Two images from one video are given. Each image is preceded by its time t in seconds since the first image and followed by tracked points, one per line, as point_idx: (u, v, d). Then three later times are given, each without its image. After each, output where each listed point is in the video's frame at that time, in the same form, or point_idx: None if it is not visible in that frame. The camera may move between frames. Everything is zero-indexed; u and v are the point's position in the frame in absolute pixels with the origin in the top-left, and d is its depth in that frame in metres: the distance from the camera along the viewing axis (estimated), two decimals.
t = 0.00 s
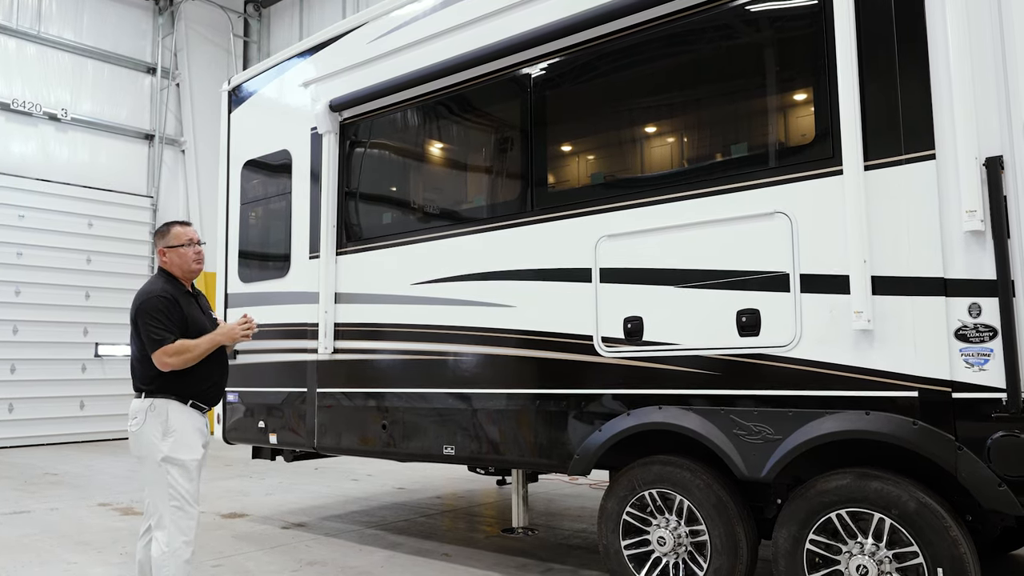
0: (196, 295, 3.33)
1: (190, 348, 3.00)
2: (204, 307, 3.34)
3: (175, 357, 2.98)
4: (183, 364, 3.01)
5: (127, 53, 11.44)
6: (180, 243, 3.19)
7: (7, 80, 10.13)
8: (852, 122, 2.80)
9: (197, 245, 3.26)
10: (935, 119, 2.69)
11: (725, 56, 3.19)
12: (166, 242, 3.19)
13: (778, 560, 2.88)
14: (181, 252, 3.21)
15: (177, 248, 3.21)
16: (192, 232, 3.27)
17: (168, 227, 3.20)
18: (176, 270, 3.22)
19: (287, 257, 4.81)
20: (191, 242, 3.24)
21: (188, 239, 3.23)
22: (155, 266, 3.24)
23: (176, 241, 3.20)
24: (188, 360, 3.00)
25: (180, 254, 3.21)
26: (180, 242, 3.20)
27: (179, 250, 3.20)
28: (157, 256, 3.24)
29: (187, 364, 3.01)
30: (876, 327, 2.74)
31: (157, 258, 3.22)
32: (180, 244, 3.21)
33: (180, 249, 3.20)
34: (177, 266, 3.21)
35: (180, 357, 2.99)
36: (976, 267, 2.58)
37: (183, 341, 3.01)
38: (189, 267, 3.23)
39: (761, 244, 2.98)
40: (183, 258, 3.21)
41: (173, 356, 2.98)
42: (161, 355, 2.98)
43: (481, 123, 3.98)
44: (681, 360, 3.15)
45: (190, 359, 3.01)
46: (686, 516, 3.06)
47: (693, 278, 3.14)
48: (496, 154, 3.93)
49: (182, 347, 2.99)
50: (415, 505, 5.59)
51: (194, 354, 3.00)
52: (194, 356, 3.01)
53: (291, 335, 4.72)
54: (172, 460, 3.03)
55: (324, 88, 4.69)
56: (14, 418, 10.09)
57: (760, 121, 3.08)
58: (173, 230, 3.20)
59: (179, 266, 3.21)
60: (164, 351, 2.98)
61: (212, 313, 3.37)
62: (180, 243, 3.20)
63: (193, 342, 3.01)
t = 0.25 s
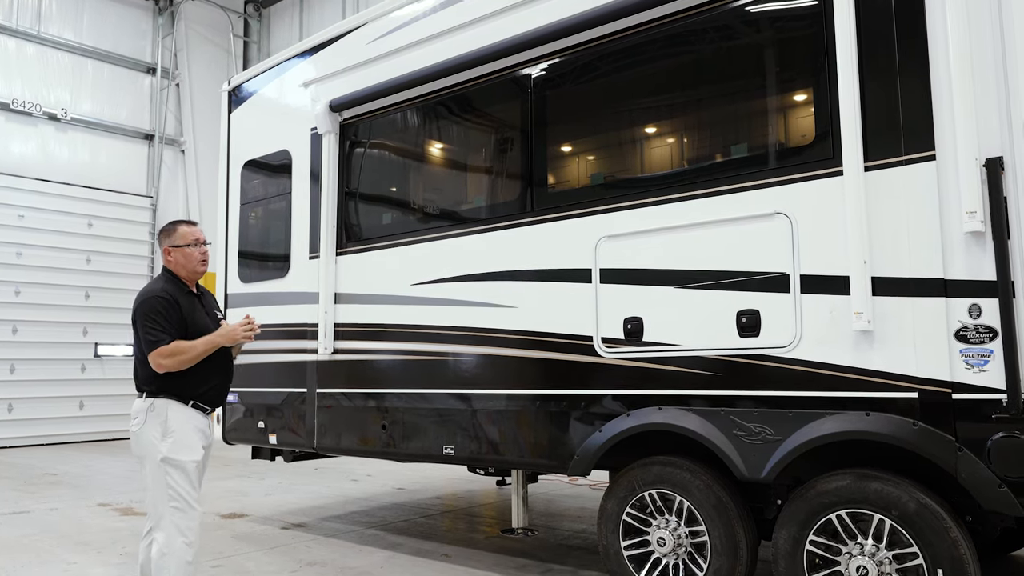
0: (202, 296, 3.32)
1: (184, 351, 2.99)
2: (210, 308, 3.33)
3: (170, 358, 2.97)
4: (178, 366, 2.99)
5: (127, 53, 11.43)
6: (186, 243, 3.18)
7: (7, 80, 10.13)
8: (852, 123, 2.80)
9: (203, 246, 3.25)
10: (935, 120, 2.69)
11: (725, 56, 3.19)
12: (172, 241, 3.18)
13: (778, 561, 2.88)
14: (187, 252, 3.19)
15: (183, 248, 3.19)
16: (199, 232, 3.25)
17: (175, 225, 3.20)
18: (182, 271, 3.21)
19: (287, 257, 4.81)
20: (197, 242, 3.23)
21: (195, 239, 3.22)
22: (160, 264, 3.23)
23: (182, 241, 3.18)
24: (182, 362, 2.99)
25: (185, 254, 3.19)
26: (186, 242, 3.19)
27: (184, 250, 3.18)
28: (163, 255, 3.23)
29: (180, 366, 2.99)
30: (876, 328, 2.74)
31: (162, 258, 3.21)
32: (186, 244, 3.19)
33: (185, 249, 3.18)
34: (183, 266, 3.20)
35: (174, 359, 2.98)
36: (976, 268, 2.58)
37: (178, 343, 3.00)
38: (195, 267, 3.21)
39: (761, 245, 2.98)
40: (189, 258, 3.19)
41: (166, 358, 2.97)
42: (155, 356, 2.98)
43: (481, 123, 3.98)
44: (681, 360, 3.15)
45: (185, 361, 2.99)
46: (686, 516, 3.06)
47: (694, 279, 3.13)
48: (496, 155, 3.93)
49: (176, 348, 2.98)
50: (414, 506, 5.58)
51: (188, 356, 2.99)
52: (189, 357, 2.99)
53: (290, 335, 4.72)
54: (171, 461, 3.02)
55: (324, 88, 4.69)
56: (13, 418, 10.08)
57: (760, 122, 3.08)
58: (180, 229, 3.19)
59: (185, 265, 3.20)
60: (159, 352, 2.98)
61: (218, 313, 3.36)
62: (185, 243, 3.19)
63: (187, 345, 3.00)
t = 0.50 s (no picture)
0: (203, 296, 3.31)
1: (185, 352, 2.97)
2: (212, 307, 3.32)
3: (170, 361, 2.96)
4: (178, 368, 2.97)
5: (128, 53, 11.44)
6: (186, 242, 3.18)
7: (7, 80, 10.13)
8: (852, 124, 2.81)
9: (203, 245, 3.25)
10: (934, 121, 2.69)
11: (725, 57, 3.19)
12: (172, 241, 3.17)
13: (778, 562, 2.88)
14: (187, 252, 3.19)
15: (183, 247, 3.19)
16: (198, 232, 3.25)
17: (175, 225, 3.18)
18: (183, 271, 3.21)
19: (287, 258, 4.81)
20: (197, 242, 3.23)
21: (195, 239, 3.22)
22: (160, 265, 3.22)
23: (182, 240, 3.18)
24: (183, 364, 2.97)
25: (185, 254, 3.19)
26: (186, 242, 3.19)
27: (184, 250, 3.18)
28: (163, 256, 3.22)
29: (180, 368, 2.97)
30: (876, 328, 2.74)
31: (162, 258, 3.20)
32: (186, 243, 3.19)
33: (185, 249, 3.18)
34: (184, 266, 3.19)
35: (175, 361, 2.96)
36: (976, 268, 2.58)
37: (179, 344, 2.98)
38: (194, 266, 3.21)
39: (761, 245, 2.98)
40: (189, 258, 3.19)
41: (167, 360, 2.96)
42: (156, 359, 2.96)
43: (481, 124, 3.98)
44: (681, 361, 3.15)
45: (187, 363, 2.98)
46: (686, 517, 3.05)
47: (693, 279, 3.13)
48: (496, 155, 3.93)
49: (175, 351, 2.96)
50: (414, 506, 5.58)
51: (190, 356, 2.97)
52: (190, 359, 2.97)
53: (290, 336, 4.71)
54: (181, 462, 3.01)
55: (324, 88, 4.69)
56: (13, 418, 10.08)
57: (759, 122, 3.08)
58: (179, 229, 3.18)
59: (186, 265, 3.19)
60: (159, 355, 2.96)
61: (221, 313, 3.36)
62: (185, 242, 3.18)
63: (188, 346, 2.98)
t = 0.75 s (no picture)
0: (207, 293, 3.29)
1: (194, 352, 2.95)
2: (216, 305, 3.31)
3: (180, 360, 2.94)
4: (188, 368, 2.96)
5: (127, 53, 11.44)
6: (191, 239, 3.16)
7: (7, 80, 10.13)
8: (851, 124, 2.81)
9: (207, 243, 3.23)
10: (934, 121, 2.69)
11: (725, 57, 3.19)
12: (177, 239, 3.15)
13: (778, 562, 2.88)
14: (192, 249, 3.17)
15: (188, 245, 3.17)
16: (202, 229, 3.23)
17: (179, 222, 3.16)
18: (186, 268, 3.18)
19: (287, 258, 4.81)
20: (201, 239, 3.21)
21: (200, 236, 3.20)
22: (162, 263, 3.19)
23: (187, 238, 3.16)
24: (192, 364, 2.95)
25: (190, 251, 3.17)
26: (191, 239, 3.17)
27: (190, 247, 3.16)
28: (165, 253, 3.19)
29: (190, 368, 2.96)
30: (875, 328, 2.74)
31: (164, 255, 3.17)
32: (191, 241, 3.17)
33: (190, 246, 3.16)
34: (189, 263, 3.17)
35: (184, 361, 2.94)
36: (975, 268, 2.58)
37: (187, 344, 2.96)
38: (199, 264, 3.19)
39: (761, 245, 2.98)
40: (194, 255, 3.17)
41: (177, 360, 2.94)
42: (165, 359, 2.94)
43: (480, 124, 3.98)
44: (680, 361, 3.15)
45: (196, 363, 2.96)
46: (686, 517, 3.05)
47: (693, 280, 3.13)
48: (496, 155, 3.93)
49: (186, 350, 2.95)
50: (414, 507, 5.58)
51: (199, 356, 2.95)
52: (200, 358, 2.96)
53: (290, 336, 4.71)
54: (189, 463, 2.99)
55: (324, 88, 4.69)
56: (13, 418, 10.08)
57: (759, 123, 3.08)
58: (183, 226, 3.16)
59: (190, 262, 3.17)
60: (169, 355, 2.94)
61: (225, 311, 3.35)
62: (190, 240, 3.16)
63: (197, 346, 2.96)
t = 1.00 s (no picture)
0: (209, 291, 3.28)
1: (205, 352, 2.95)
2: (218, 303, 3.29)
3: (191, 361, 2.93)
4: (199, 368, 2.95)
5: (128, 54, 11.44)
6: (197, 238, 3.14)
7: (6, 80, 10.12)
8: (850, 125, 2.81)
9: (213, 241, 3.21)
10: (933, 122, 2.69)
11: (724, 57, 3.19)
12: (184, 237, 3.12)
13: (777, 562, 2.88)
14: (198, 248, 3.15)
15: (194, 243, 3.15)
16: (207, 227, 3.20)
17: (185, 219, 3.12)
18: (189, 266, 3.15)
19: (286, 258, 4.81)
20: (207, 237, 3.18)
21: (206, 234, 3.18)
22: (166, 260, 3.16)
23: (194, 236, 3.13)
24: (203, 364, 2.95)
25: (196, 249, 3.15)
26: (198, 237, 3.14)
27: (197, 246, 3.14)
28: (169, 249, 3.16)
29: (201, 368, 2.95)
30: (874, 328, 2.74)
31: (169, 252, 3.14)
32: (197, 239, 3.15)
33: (196, 245, 3.14)
34: (195, 262, 3.15)
35: (195, 361, 2.93)
36: (974, 268, 2.58)
37: (197, 345, 2.95)
38: (203, 262, 3.17)
39: (760, 246, 2.98)
40: (199, 253, 3.15)
41: (188, 361, 2.93)
42: (175, 359, 2.92)
43: (480, 124, 3.98)
44: (680, 361, 3.15)
45: (206, 363, 2.95)
46: (685, 517, 3.06)
47: (692, 280, 3.14)
48: (495, 156, 3.93)
49: (196, 350, 2.93)
50: (413, 507, 5.58)
51: (210, 356, 2.95)
52: (211, 358, 2.95)
53: (289, 336, 4.71)
54: (193, 465, 2.99)
55: (323, 89, 4.69)
56: (12, 419, 10.08)
57: (759, 123, 3.08)
58: (190, 224, 3.13)
59: (194, 260, 3.15)
60: (179, 355, 2.92)
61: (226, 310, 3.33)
62: (197, 238, 3.14)
63: (206, 346, 2.95)
